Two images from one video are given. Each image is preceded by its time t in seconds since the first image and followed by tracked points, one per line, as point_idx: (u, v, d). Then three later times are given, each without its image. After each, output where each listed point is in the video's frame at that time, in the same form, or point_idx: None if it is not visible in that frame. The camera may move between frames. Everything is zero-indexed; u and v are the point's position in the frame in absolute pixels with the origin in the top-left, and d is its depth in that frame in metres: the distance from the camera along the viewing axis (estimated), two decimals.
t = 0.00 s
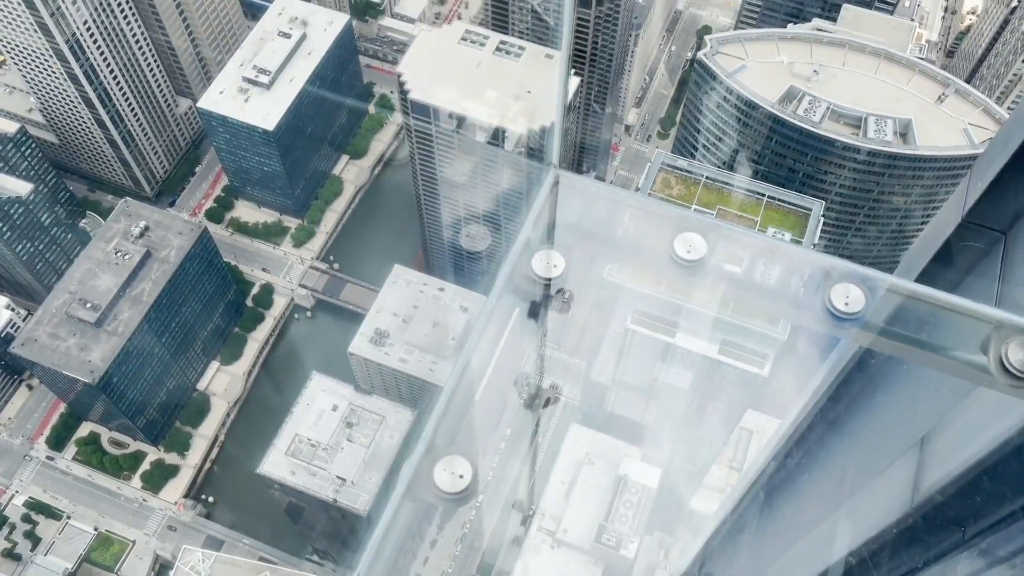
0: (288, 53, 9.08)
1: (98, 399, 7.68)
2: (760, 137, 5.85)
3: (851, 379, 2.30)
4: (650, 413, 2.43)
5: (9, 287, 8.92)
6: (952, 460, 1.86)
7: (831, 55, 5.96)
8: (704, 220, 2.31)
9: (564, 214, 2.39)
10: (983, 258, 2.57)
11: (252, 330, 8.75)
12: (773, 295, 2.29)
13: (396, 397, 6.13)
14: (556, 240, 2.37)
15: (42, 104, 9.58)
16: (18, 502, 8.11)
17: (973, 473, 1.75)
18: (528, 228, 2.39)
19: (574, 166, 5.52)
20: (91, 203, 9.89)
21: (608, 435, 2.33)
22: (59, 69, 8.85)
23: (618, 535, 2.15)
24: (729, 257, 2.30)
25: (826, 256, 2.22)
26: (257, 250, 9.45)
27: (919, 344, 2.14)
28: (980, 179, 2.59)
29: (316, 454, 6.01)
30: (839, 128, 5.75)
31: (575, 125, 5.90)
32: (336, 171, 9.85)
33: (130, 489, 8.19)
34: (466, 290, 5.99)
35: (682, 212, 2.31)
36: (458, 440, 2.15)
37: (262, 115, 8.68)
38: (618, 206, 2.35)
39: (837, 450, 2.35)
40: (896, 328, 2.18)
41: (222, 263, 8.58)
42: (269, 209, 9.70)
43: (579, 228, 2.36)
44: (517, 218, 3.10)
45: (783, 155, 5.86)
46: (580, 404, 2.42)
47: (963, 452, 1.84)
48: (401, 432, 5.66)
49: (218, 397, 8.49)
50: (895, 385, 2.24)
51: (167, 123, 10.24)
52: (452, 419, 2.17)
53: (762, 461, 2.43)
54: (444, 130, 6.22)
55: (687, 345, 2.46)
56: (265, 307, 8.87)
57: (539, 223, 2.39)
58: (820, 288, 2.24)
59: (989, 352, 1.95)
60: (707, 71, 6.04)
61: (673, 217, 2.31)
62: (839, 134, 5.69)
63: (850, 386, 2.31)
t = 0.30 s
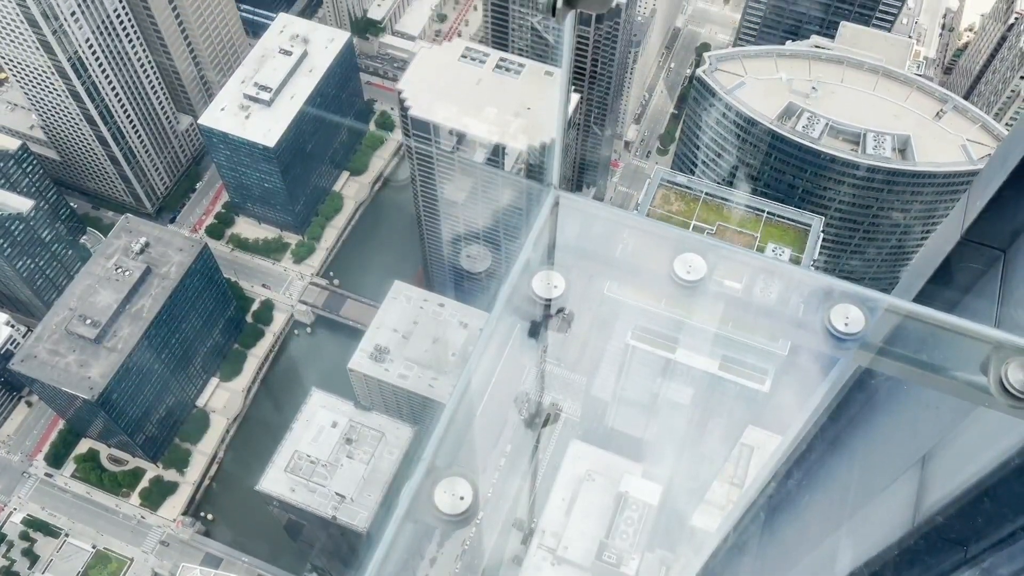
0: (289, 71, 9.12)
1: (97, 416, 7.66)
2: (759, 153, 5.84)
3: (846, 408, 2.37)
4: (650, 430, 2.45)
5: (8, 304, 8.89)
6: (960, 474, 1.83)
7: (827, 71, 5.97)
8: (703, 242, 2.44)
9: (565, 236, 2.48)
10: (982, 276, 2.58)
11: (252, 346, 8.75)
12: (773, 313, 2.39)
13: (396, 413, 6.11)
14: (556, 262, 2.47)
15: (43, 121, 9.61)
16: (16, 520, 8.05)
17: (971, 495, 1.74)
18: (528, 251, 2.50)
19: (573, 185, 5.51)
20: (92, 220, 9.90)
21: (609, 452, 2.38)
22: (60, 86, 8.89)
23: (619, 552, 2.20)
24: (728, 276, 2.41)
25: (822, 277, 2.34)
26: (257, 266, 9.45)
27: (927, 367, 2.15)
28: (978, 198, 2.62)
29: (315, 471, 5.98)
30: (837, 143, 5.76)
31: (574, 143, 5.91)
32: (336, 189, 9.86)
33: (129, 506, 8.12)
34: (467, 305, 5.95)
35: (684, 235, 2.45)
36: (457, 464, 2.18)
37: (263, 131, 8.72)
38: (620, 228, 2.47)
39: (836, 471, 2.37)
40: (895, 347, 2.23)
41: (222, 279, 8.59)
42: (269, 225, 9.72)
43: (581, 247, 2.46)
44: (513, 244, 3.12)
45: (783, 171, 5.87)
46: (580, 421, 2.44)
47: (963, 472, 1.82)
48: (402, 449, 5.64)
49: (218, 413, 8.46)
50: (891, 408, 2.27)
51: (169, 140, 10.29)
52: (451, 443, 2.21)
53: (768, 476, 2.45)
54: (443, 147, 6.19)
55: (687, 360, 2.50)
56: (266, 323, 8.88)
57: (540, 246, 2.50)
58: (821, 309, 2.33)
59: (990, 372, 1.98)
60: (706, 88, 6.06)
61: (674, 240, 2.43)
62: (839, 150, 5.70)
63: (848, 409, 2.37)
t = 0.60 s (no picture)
0: (289, 89, 9.17)
1: (96, 433, 7.65)
2: (758, 169, 5.85)
3: (846, 425, 2.36)
4: (650, 448, 2.51)
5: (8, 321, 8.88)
6: (959, 492, 1.87)
7: (824, 87, 6.03)
8: (702, 263, 2.45)
9: (565, 255, 2.49)
10: (981, 293, 2.59)
11: (252, 362, 8.63)
12: (772, 331, 2.39)
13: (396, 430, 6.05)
14: (554, 282, 2.48)
15: (44, 138, 9.65)
16: (13, 538, 8.07)
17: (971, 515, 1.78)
18: (527, 271, 2.51)
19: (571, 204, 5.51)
20: (93, 236, 9.92)
21: (610, 468, 2.41)
22: (62, 104, 8.93)
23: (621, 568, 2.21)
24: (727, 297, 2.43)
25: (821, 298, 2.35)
26: (257, 282, 9.43)
27: (926, 387, 2.14)
28: (977, 215, 2.59)
29: (314, 488, 5.96)
30: (836, 159, 5.73)
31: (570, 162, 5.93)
32: (337, 205, 9.82)
33: (127, 524, 8.09)
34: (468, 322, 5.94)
35: (684, 255, 2.45)
36: (458, 484, 2.20)
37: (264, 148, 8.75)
38: (619, 249, 2.47)
39: (836, 489, 2.37)
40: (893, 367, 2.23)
41: (221, 296, 8.59)
42: (270, 241, 9.72)
43: (579, 267, 2.48)
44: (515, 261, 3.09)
45: (783, 186, 5.85)
46: (581, 437, 2.49)
47: (962, 492, 1.86)
48: (401, 466, 5.61)
49: (218, 430, 8.39)
50: (893, 427, 2.26)
51: (170, 157, 10.34)
52: (451, 462, 2.24)
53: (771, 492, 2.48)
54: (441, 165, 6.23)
55: (688, 376, 2.52)
56: (265, 339, 8.80)
57: (539, 265, 2.50)
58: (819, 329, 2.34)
59: (989, 392, 1.98)
60: (705, 104, 6.07)
61: (673, 259, 2.45)
62: (838, 165, 5.68)
63: (847, 427, 2.37)
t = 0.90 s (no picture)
0: (289, 108, 9.24)
1: (95, 451, 7.62)
2: (757, 186, 5.86)
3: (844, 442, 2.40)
4: (649, 464, 2.48)
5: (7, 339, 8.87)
6: (958, 510, 1.89)
7: (823, 105, 6.05)
8: (697, 283, 2.53)
9: (559, 274, 2.58)
10: (977, 311, 2.61)
11: (252, 380, 8.58)
12: (768, 349, 2.46)
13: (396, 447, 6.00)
14: (554, 303, 2.55)
15: (46, 157, 9.70)
16: (11, 557, 7.98)
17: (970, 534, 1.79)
18: (526, 289, 2.58)
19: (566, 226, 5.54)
20: (93, 254, 9.92)
21: (611, 487, 2.41)
22: (64, 122, 8.98)
23: None
24: (721, 316, 2.49)
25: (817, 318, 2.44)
26: (257, 299, 9.42)
27: (925, 407, 2.21)
28: (973, 234, 2.60)
29: (314, 506, 5.94)
30: (834, 176, 5.74)
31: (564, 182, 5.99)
32: (337, 223, 9.64)
33: (125, 542, 8.06)
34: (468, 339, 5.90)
35: (680, 275, 2.54)
36: (457, 502, 2.20)
37: (264, 166, 8.84)
38: (619, 273, 2.56)
39: (833, 509, 2.38)
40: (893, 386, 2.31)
41: (221, 313, 8.57)
42: (270, 258, 9.60)
43: (580, 287, 2.56)
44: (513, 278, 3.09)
45: (781, 205, 5.88)
46: (581, 454, 2.48)
47: (961, 510, 1.87)
48: (402, 485, 5.57)
49: (217, 448, 8.40)
50: (893, 446, 2.30)
51: (171, 175, 10.39)
52: (450, 478, 2.23)
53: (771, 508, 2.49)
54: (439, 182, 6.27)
55: (688, 394, 2.51)
56: (265, 356, 8.66)
57: (536, 285, 2.59)
58: (814, 348, 2.43)
59: (984, 411, 2.04)
60: (704, 121, 6.08)
61: (668, 280, 2.53)
62: (836, 182, 5.70)
63: (842, 447, 2.41)
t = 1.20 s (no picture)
0: (289, 127, 9.25)
1: (93, 471, 7.58)
2: (755, 206, 5.91)
3: (837, 467, 2.41)
4: (650, 482, 2.51)
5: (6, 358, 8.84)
6: (949, 533, 1.93)
7: (821, 124, 6.06)
8: (688, 306, 2.44)
9: (552, 298, 2.46)
10: (972, 331, 2.63)
11: (251, 399, 8.72)
12: (761, 374, 2.42)
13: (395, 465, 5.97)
14: (546, 327, 2.43)
15: (46, 176, 9.71)
16: None
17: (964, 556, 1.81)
18: (516, 314, 2.47)
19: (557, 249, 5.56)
20: (93, 273, 9.88)
21: (612, 506, 2.45)
22: (64, 141, 9.00)
23: None
24: (712, 343, 2.41)
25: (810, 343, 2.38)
26: (256, 318, 9.42)
27: (914, 431, 2.19)
28: (967, 252, 2.59)
29: (312, 525, 5.98)
30: (831, 196, 5.76)
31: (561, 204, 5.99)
32: (336, 241, 9.78)
33: (122, 563, 8.02)
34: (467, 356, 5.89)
35: (670, 298, 2.45)
36: (453, 520, 2.20)
37: (264, 185, 8.81)
38: (608, 295, 2.48)
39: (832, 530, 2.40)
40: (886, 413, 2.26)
41: (220, 332, 8.55)
42: (268, 277, 9.69)
43: (566, 310, 2.45)
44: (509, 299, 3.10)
45: (780, 224, 5.92)
46: (581, 472, 2.49)
47: (956, 530, 1.90)
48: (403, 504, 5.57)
49: (216, 467, 8.37)
50: (888, 469, 2.29)
51: (170, 194, 10.41)
52: (446, 493, 2.23)
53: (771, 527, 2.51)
54: (437, 203, 6.27)
55: (689, 412, 2.48)
56: (265, 375, 8.84)
57: (527, 309, 2.47)
58: (805, 374, 2.36)
59: (972, 436, 2.02)
60: (703, 140, 6.08)
61: (658, 304, 2.44)
62: (835, 202, 5.72)
63: (830, 480, 2.44)
